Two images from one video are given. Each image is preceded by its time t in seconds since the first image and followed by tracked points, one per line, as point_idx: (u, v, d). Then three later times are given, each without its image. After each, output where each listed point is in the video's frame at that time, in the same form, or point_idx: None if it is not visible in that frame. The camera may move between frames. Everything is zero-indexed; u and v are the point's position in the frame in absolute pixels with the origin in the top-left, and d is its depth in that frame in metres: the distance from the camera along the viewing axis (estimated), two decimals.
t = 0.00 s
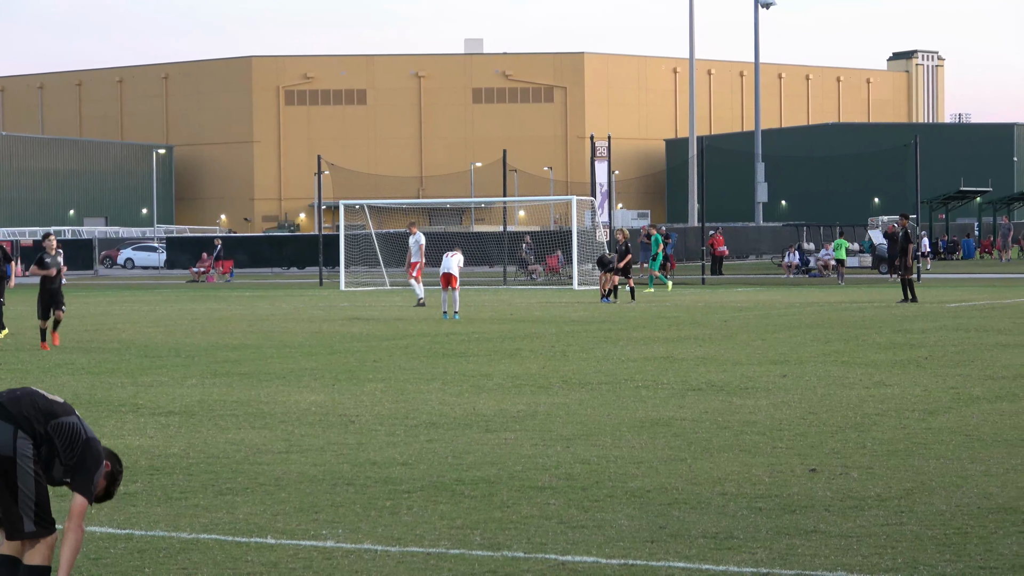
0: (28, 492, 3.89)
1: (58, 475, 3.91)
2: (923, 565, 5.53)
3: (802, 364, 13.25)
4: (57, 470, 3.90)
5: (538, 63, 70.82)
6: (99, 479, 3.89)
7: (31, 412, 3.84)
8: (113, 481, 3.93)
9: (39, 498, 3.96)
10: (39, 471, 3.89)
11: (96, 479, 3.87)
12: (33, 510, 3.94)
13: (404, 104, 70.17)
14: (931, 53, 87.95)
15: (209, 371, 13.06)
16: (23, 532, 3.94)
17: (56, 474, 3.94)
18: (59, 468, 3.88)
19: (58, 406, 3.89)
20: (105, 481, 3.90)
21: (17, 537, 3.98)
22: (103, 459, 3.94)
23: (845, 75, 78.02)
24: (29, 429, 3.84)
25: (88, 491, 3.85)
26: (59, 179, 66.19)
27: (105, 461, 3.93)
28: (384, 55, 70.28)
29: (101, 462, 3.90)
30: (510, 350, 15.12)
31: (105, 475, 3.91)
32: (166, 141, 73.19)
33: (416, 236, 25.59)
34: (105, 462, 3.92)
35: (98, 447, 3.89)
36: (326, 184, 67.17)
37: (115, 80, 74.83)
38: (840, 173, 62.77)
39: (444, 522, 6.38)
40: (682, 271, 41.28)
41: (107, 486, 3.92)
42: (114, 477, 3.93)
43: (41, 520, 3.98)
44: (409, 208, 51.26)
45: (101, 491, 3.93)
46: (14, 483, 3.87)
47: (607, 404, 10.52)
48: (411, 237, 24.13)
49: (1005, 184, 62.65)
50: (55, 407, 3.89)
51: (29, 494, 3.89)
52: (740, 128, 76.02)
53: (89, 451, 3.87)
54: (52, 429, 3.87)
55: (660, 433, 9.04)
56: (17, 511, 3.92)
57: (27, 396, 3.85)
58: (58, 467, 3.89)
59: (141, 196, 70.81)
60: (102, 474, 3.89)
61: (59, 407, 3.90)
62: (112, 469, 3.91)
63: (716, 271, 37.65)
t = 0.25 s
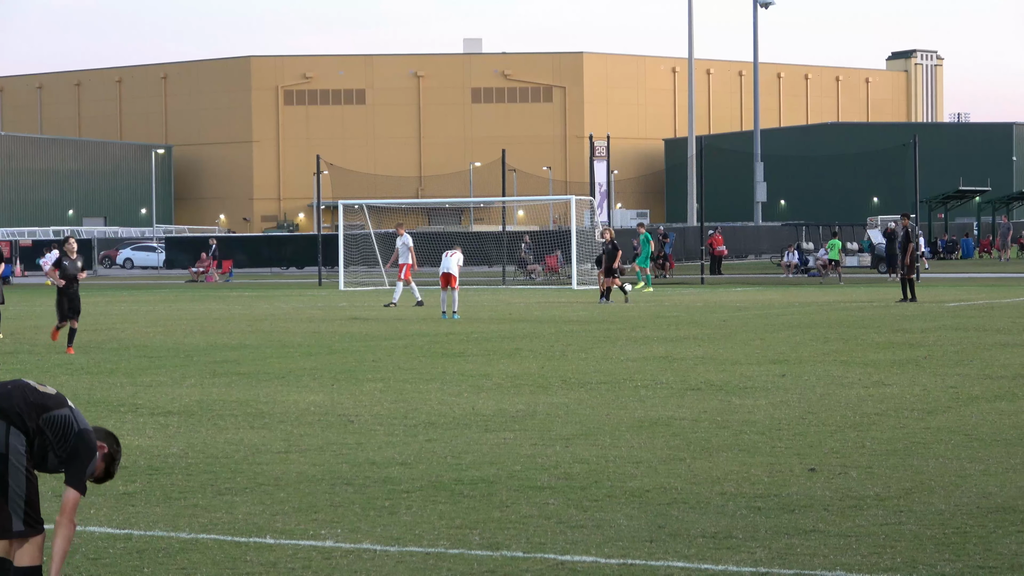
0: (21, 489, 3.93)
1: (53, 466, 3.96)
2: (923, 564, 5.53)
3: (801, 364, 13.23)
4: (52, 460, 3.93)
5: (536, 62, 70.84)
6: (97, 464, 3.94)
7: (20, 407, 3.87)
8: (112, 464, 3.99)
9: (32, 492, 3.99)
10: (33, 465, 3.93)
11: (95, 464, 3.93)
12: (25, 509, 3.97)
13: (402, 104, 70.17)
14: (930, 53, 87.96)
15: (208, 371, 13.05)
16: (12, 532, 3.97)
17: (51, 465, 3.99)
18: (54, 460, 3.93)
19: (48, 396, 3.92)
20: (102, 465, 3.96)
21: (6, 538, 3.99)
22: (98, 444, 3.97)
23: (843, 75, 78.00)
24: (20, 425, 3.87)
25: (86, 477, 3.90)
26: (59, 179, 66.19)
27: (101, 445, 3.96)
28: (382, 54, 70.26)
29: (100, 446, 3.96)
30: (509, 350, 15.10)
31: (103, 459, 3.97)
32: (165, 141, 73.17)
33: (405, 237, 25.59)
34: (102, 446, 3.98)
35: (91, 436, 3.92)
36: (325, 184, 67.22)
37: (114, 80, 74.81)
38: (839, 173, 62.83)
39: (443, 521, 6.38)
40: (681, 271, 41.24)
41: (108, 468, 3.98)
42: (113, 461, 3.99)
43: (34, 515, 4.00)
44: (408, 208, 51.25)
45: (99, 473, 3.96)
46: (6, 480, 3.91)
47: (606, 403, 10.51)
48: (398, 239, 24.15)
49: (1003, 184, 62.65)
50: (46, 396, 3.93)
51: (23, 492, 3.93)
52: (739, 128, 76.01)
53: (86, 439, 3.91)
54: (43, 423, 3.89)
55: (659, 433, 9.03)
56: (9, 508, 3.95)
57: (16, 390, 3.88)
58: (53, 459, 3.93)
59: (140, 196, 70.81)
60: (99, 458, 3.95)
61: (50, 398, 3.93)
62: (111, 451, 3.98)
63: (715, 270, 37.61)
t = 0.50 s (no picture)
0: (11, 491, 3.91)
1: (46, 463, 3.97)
2: (922, 564, 5.53)
3: (801, 364, 13.23)
4: (46, 457, 3.95)
5: (536, 63, 70.87)
6: (90, 459, 3.97)
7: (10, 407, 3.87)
8: (106, 459, 4.02)
9: (23, 492, 3.97)
10: (26, 465, 3.94)
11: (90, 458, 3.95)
12: (18, 512, 3.95)
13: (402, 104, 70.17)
14: (929, 53, 88.16)
15: (207, 371, 13.06)
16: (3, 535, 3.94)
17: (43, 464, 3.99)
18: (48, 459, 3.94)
19: (41, 393, 3.94)
20: (97, 459, 3.98)
21: None
22: (92, 441, 4.00)
23: (843, 75, 78.01)
24: (13, 423, 3.87)
25: (81, 471, 3.92)
26: (58, 180, 66.16)
27: (95, 441, 4.00)
28: (382, 55, 70.26)
29: (93, 443, 3.99)
30: (508, 350, 15.10)
31: (97, 455, 4.00)
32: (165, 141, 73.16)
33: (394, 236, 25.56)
34: (97, 443, 4.00)
35: (85, 430, 3.95)
36: (325, 184, 67.20)
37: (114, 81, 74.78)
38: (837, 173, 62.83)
39: (442, 521, 6.38)
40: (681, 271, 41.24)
41: (103, 462, 4.00)
42: (108, 457, 4.02)
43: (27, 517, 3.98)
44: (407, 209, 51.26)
45: (94, 469, 4.00)
46: None
47: (605, 403, 10.51)
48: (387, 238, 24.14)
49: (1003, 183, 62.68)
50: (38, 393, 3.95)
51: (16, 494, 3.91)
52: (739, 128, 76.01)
53: (79, 434, 3.94)
54: (36, 421, 3.91)
55: (659, 432, 9.03)
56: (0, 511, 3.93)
57: (7, 389, 3.89)
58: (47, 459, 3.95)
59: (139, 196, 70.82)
60: (94, 454, 3.98)
61: (41, 395, 3.94)
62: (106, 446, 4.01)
63: (715, 270, 37.61)
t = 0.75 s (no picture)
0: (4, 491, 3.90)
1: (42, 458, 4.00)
2: (922, 563, 5.54)
3: (801, 364, 13.24)
4: (41, 451, 3.97)
5: (536, 63, 70.89)
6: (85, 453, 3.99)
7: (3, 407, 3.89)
8: (103, 451, 4.05)
9: (17, 490, 3.96)
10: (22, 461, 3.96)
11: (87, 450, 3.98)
12: (12, 511, 3.93)
13: (402, 104, 70.19)
14: (929, 53, 88.21)
15: (207, 372, 13.07)
16: None
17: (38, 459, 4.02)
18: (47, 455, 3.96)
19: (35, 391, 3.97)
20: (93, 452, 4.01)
21: None
22: (89, 431, 4.03)
23: (843, 75, 78.02)
24: (7, 421, 3.88)
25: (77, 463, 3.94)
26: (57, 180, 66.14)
27: (91, 432, 4.02)
28: (381, 55, 70.28)
29: (89, 437, 4.01)
30: (508, 350, 15.12)
31: (92, 450, 4.02)
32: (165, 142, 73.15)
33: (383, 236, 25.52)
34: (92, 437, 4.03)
35: (80, 423, 3.97)
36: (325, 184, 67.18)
37: (114, 82, 74.76)
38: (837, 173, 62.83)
39: (442, 522, 6.38)
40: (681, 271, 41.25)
41: (101, 453, 4.03)
42: (105, 449, 4.05)
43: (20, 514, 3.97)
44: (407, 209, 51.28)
45: (91, 459, 4.02)
46: None
47: (605, 403, 10.52)
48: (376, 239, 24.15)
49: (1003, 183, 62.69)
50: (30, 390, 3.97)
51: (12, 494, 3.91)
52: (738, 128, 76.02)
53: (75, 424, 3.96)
54: (30, 418, 3.92)
55: (659, 433, 9.04)
56: None
57: None
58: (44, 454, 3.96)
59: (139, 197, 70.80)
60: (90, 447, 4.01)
61: (33, 391, 3.96)
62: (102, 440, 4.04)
63: (715, 270, 37.63)
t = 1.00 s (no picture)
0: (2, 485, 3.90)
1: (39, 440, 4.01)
2: (922, 563, 5.54)
3: (800, 364, 13.24)
4: (38, 441, 3.97)
5: (536, 63, 70.88)
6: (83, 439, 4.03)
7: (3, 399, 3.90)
8: (101, 437, 4.08)
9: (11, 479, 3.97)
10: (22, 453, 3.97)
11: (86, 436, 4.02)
12: (5, 513, 3.96)
13: (401, 105, 70.18)
14: (928, 52, 88.23)
15: (207, 372, 13.07)
16: None
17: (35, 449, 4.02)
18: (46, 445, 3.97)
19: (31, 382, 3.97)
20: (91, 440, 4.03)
21: None
22: (87, 417, 4.05)
23: (842, 75, 78.01)
24: (5, 420, 3.88)
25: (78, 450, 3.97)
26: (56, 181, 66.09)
27: (90, 417, 4.05)
28: (380, 55, 70.27)
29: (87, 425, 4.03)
30: (508, 350, 15.12)
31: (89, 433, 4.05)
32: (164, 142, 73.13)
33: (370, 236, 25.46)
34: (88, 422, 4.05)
35: (77, 409, 3.98)
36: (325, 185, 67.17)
37: (113, 82, 74.71)
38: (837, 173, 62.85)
39: (442, 522, 6.38)
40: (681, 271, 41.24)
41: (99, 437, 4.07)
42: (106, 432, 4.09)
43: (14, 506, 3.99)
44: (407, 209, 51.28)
45: (92, 443, 4.06)
46: None
47: (605, 403, 10.52)
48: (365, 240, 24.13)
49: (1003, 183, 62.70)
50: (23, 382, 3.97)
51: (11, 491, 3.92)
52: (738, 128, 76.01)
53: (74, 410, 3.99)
54: (27, 411, 3.93)
55: (659, 433, 9.04)
56: None
57: None
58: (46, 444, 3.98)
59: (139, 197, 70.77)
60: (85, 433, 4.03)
61: (27, 383, 3.96)
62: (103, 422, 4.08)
63: (714, 270, 37.63)
